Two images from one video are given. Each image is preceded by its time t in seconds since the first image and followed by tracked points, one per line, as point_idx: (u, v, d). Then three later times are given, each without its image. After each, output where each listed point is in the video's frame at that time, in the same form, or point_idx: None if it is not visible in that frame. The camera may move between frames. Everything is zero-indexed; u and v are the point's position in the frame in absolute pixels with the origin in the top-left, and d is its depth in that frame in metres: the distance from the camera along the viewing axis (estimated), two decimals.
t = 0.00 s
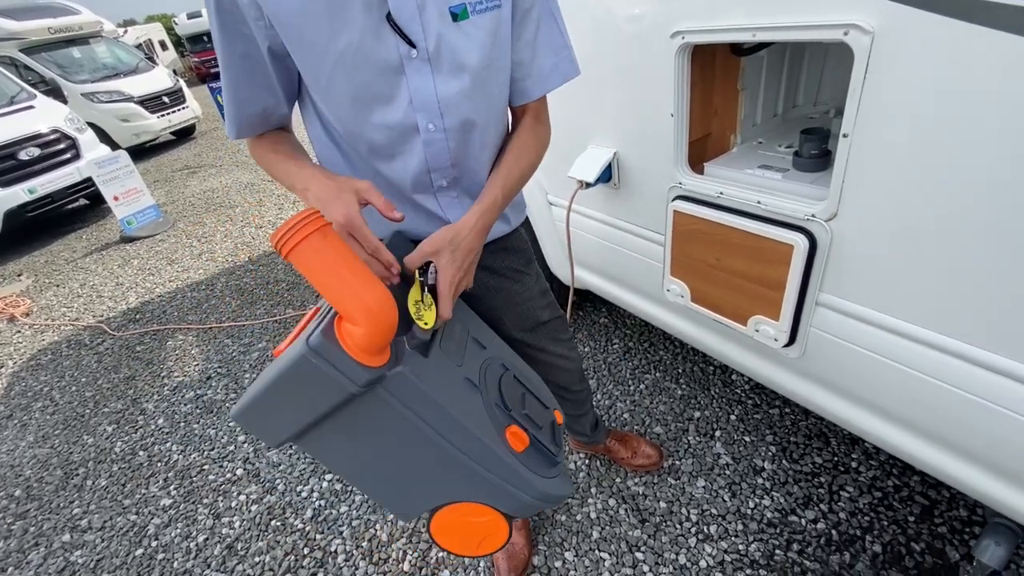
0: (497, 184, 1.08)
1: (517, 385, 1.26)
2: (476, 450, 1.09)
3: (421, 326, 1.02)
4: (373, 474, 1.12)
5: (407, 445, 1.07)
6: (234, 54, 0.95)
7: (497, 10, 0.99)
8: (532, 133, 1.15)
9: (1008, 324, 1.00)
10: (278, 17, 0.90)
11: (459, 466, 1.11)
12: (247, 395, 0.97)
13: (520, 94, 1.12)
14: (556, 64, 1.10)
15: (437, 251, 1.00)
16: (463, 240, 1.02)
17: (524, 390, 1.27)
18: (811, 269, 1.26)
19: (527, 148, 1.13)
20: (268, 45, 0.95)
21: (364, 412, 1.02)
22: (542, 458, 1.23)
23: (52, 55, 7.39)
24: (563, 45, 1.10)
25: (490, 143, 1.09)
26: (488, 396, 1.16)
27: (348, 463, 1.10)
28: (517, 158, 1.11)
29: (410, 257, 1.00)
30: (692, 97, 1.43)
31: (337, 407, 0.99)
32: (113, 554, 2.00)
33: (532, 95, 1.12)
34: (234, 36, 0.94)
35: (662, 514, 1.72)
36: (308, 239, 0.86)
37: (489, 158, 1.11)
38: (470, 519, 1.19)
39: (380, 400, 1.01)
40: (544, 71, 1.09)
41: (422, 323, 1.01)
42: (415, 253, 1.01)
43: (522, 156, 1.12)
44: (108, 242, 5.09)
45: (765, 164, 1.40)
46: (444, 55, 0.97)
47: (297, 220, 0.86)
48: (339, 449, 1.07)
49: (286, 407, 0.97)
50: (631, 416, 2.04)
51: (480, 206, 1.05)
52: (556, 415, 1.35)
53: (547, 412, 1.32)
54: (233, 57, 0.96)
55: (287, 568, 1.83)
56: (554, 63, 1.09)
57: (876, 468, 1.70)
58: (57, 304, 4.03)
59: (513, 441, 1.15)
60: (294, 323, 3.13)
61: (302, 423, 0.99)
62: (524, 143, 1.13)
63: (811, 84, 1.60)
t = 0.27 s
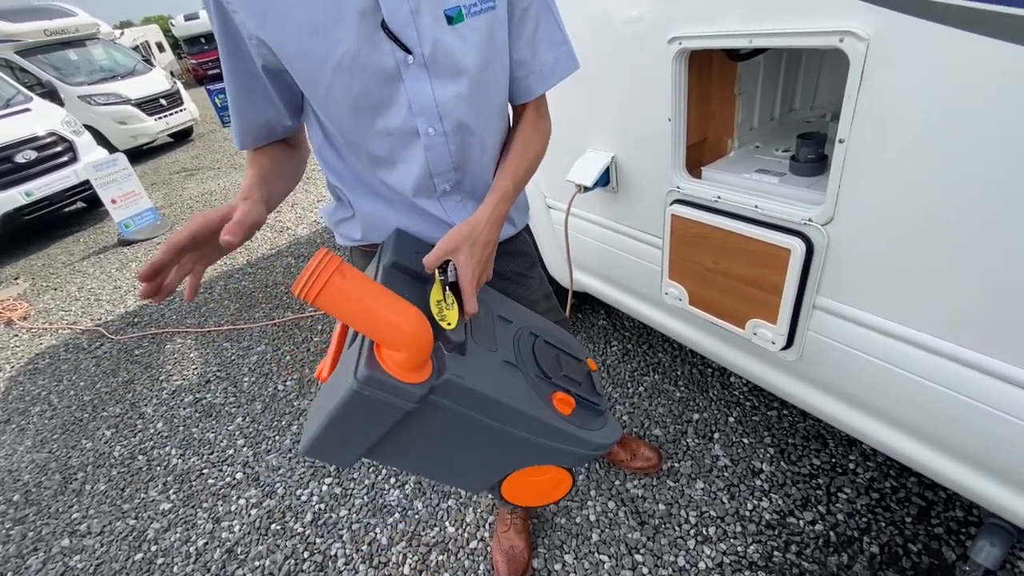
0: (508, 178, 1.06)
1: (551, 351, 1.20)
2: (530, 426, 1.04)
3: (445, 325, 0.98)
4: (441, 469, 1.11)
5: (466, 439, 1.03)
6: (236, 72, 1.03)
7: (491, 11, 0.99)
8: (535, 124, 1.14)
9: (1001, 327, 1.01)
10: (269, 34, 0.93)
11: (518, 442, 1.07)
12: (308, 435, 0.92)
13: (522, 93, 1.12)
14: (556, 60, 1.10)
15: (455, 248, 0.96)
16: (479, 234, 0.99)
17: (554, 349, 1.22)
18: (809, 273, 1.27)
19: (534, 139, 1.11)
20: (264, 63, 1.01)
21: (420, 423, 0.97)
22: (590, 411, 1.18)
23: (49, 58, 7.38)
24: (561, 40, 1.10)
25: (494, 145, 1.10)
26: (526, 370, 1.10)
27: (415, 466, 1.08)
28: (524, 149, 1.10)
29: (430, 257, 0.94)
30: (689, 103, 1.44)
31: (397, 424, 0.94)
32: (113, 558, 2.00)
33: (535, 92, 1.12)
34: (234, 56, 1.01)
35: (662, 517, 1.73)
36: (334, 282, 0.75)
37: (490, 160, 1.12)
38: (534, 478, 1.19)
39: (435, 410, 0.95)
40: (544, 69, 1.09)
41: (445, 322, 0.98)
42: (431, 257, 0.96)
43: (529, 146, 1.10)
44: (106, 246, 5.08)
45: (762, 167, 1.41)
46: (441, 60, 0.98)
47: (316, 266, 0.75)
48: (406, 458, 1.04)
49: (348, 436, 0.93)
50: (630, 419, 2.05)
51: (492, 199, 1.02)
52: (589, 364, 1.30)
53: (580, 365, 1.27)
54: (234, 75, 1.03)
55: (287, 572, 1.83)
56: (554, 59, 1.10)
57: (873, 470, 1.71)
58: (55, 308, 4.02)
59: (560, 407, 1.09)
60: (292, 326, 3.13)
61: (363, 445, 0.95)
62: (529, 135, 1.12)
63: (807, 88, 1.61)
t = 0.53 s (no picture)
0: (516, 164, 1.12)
1: (571, 340, 1.24)
2: (566, 405, 1.07)
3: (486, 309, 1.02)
4: (477, 458, 1.12)
5: (506, 423, 1.06)
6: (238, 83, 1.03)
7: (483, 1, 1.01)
8: (532, 109, 1.20)
9: (997, 324, 1.01)
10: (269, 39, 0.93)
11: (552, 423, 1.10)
12: (358, 426, 0.93)
13: (519, 79, 1.16)
14: (547, 44, 1.14)
15: (482, 237, 1.04)
16: (501, 220, 1.07)
17: (572, 337, 1.25)
18: (805, 272, 1.28)
19: (533, 123, 1.19)
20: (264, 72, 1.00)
21: (465, 407, 0.99)
22: (614, 391, 1.21)
23: (46, 59, 7.37)
24: (550, 25, 1.14)
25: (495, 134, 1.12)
26: (554, 354, 1.13)
27: (454, 455, 1.09)
28: (528, 135, 1.17)
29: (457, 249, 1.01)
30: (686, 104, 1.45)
31: (445, 409, 0.96)
32: (111, 560, 2.00)
33: (530, 78, 1.16)
34: (236, 66, 1.01)
35: (660, 516, 1.73)
36: (386, 266, 0.77)
37: (491, 150, 1.13)
38: (564, 461, 1.22)
39: (481, 393, 0.97)
40: (536, 52, 1.13)
41: (487, 306, 1.02)
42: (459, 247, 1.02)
43: (531, 130, 1.18)
44: (103, 247, 5.08)
45: (759, 167, 1.41)
46: (439, 53, 0.99)
47: (369, 252, 0.75)
48: (447, 445, 1.06)
49: (398, 422, 0.94)
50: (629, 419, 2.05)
51: (506, 186, 1.10)
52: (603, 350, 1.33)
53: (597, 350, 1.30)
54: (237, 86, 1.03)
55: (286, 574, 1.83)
56: (546, 43, 1.13)
57: (871, 468, 1.71)
58: (52, 310, 4.02)
59: (590, 387, 1.13)
60: (291, 328, 3.13)
61: (412, 432, 0.96)
62: (528, 121, 1.19)
63: (804, 89, 1.62)
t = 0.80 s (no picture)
0: (516, 161, 1.16)
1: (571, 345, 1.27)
2: (579, 398, 1.09)
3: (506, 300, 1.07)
4: (488, 457, 1.12)
5: (521, 416, 1.07)
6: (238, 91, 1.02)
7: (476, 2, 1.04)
8: (525, 108, 1.22)
9: (991, 324, 1.02)
10: (270, 42, 0.92)
11: (563, 417, 1.11)
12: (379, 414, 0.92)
13: (511, 78, 1.18)
14: (537, 43, 1.16)
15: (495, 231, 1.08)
16: (509, 213, 1.11)
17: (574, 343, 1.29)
18: (801, 272, 1.28)
19: (529, 119, 1.21)
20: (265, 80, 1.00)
21: (484, 397, 1.00)
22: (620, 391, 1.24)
23: (44, 61, 7.37)
24: (538, 24, 1.17)
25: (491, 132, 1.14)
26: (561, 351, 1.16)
27: (467, 452, 1.09)
28: (525, 132, 1.20)
29: (469, 246, 1.04)
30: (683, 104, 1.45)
31: (467, 397, 0.97)
32: (109, 563, 1.99)
33: (521, 78, 1.18)
34: (236, 74, 1.00)
35: (658, 516, 1.73)
36: (421, 244, 0.80)
37: (488, 148, 1.15)
38: (573, 467, 1.24)
39: (502, 381, 0.99)
40: (527, 52, 1.15)
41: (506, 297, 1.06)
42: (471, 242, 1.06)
43: (527, 126, 1.20)
44: (101, 249, 5.07)
45: (755, 168, 1.42)
46: (435, 52, 1.01)
47: (408, 227, 0.78)
48: (462, 440, 1.06)
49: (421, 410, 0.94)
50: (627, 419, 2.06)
51: (510, 183, 1.13)
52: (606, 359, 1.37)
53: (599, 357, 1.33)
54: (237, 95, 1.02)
55: None
56: (535, 43, 1.16)
57: (868, 468, 1.72)
58: (50, 312, 4.02)
59: (598, 383, 1.15)
60: (289, 329, 3.13)
61: (433, 421, 0.97)
62: (524, 118, 1.21)
63: (799, 91, 1.63)
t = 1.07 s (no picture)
0: (510, 169, 1.18)
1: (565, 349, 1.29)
2: (575, 404, 1.10)
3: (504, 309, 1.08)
4: (485, 465, 1.12)
5: (518, 423, 1.07)
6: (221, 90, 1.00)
7: (468, 9, 1.04)
8: (518, 115, 1.23)
9: (986, 325, 1.02)
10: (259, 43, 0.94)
11: (559, 422, 1.12)
12: (377, 424, 0.92)
13: (504, 85, 1.17)
14: (531, 54, 1.16)
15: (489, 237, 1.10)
16: (502, 220, 1.13)
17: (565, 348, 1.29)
18: (797, 272, 1.29)
19: (522, 127, 1.23)
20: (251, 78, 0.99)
21: (481, 406, 1.00)
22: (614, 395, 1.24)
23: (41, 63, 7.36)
24: (533, 34, 1.16)
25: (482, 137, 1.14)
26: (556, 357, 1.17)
27: (465, 460, 1.09)
28: (519, 138, 1.21)
29: (464, 251, 1.06)
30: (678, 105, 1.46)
31: (465, 406, 0.97)
32: (107, 565, 1.99)
33: (514, 86, 1.18)
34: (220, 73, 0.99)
35: (656, 516, 1.74)
36: (416, 255, 0.81)
37: (479, 152, 1.16)
38: (569, 472, 1.24)
39: (499, 388, 0.99)
40: (521, 62, 1.15)
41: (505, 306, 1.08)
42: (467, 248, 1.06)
43: (519, 132, 1.22)
44: (99, 251, 5.07)
45: (750, 169, 1.42)
46: (425, 57, 1.01)
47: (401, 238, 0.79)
48: (459, 448, 1.06)
49: (419, 420, 0.94)
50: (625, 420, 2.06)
51: (502, 189, 1.16)
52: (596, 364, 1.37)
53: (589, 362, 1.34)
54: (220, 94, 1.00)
55: None
56: (528, 52, 1.15)
57: (865, 468, 1.72)
58: (48, 314, 4.01)
59: (592, 387, 1.16)
60: (287, 331, 3.13)
61: (430, 431, 0.97)
62: (518, 124, 1.22)
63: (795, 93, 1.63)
